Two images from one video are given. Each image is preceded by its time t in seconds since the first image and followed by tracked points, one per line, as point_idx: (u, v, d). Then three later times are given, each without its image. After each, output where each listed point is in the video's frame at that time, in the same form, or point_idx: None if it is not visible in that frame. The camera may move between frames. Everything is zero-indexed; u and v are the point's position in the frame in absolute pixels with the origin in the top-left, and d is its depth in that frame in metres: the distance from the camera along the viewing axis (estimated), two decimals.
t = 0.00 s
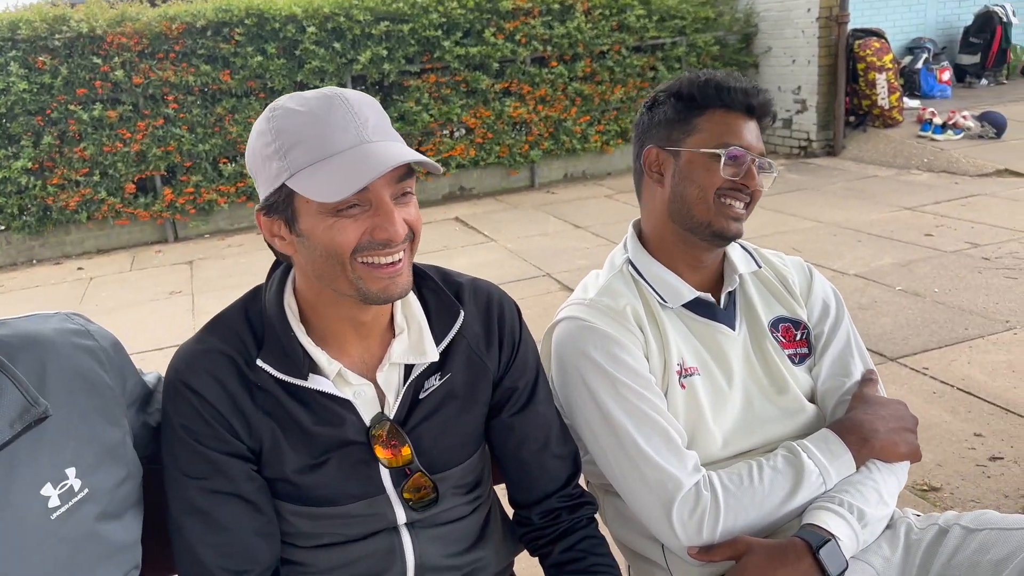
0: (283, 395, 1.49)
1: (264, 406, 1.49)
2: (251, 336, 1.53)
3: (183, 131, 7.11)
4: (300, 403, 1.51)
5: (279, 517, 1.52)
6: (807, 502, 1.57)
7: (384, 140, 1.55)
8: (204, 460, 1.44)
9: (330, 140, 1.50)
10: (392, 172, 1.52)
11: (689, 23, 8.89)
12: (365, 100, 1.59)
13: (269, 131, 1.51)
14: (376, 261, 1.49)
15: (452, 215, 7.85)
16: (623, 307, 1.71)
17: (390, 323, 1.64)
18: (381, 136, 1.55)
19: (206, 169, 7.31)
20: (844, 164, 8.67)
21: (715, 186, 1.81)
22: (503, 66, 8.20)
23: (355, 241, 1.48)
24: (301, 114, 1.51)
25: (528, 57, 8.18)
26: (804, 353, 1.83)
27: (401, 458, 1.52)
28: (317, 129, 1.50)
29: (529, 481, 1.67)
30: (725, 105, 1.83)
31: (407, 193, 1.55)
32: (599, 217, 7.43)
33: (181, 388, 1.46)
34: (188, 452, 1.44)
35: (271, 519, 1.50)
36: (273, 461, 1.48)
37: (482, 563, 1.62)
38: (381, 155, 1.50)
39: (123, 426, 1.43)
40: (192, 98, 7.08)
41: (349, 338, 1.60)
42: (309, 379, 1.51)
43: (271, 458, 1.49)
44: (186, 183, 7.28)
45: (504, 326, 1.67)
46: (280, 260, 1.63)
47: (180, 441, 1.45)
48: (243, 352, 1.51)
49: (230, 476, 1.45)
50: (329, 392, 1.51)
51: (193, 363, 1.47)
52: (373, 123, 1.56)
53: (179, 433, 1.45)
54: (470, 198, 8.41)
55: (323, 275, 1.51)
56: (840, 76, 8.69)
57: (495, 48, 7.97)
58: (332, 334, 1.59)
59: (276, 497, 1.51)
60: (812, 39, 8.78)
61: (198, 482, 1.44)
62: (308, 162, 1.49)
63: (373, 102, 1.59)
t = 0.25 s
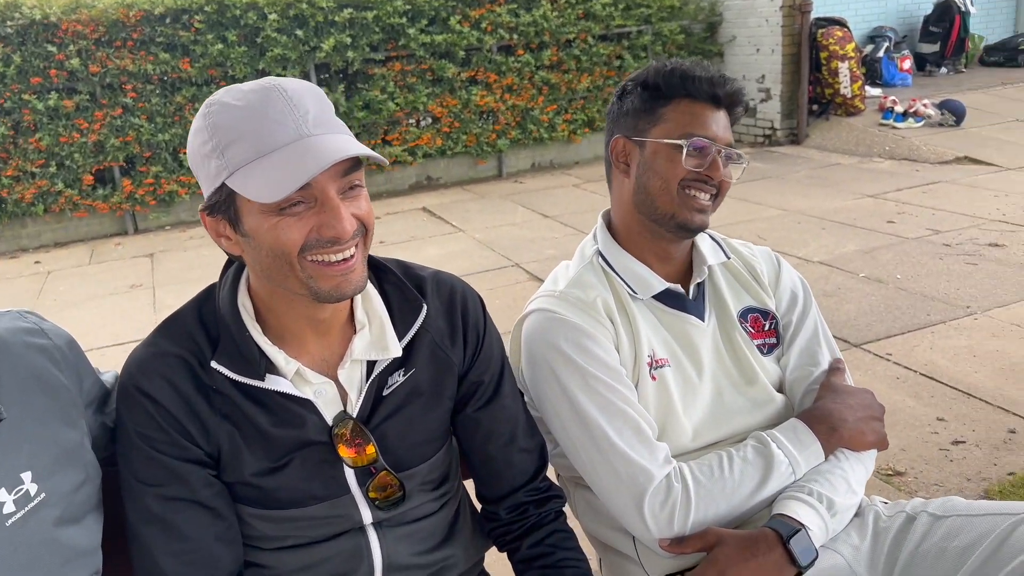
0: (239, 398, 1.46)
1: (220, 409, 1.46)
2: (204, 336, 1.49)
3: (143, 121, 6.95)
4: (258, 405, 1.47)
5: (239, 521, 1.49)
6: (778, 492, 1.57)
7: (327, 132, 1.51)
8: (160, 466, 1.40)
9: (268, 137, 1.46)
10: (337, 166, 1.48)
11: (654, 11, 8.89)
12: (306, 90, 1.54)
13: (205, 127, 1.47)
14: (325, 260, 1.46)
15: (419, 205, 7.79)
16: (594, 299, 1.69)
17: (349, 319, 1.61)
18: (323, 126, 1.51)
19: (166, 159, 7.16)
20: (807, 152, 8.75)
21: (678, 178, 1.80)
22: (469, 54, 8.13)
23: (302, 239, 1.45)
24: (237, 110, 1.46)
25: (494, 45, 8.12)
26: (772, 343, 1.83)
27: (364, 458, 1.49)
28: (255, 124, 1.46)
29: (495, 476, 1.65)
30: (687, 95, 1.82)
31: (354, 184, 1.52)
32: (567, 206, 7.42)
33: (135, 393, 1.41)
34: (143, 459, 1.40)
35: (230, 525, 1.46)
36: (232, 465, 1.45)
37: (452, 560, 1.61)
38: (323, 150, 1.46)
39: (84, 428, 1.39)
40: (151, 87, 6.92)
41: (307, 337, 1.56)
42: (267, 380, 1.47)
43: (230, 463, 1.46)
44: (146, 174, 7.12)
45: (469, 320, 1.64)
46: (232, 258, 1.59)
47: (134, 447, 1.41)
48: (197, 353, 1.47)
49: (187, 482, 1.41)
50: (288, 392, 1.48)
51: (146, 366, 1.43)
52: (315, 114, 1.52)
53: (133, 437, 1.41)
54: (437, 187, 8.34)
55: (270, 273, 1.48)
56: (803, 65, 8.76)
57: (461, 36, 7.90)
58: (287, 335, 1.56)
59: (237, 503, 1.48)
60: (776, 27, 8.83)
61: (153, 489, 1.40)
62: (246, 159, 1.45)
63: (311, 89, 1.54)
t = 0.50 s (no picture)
0: (153, 410, 1.43)
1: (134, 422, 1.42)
2: (114, 349, 1.46)
3: (48, 111, 6.64)
4: (173, 416, 1.44)
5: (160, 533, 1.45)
6: (701, 487, 1.62)
7: (223, 134, 1.47)
8: (72, 484, 1.36)
9: (160, 142, 1.42)
10: (234, 169, 1.45)
11: (576, 10, 8.98)
12: (200, 89, 1.49)
13: (96, 136, 1.43)
14: (231, 266, 1.44)
15: (342, 201, 7.68)
16: (523, 300, 1.72)
17: (268, 324, 1.59)
18: (219, 126, 1.47)
19: (75, 152, 6.86)
20: (724, 151, 8.99)
21: (599, 183, 1.84)
22: (392, 48, 8.06)
23: (204, 247, 1.42)
24: (128, 115, 1.42)
25: (417, 40, 8.06)
26: (695, 340, 1.88)
27: (289, 464, 1.48)
28: (146, 130, 1.42)
29: (424, 476, 1.66)
30: (604, 101, 1.86)
31: (255, 185, 1.49)
32: (492, 202, 7.44)
33: (40, 409, 1.37)
34: (53, 476, 1.35)
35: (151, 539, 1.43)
36: (149, 480, 1.41)
37: (382, 564, 1.60)
38: (219, 154, 1.43)
39: (0, 438, 1.35)
40: (57, 75, 6.62)
41: (222, 344, 1.54)
42: (180, 391, 1.44)
43: (146, 476, 1.42)
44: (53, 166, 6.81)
45: (393, 321, 1.64)
46: (141, 267, 1.55)
47: (42, 464, 1.36)
48: (106, 366, 1.43)
49: (101, 499, 1.37)
50: (205, 402, 1.45)
51: (52, 382, 1.38)
52: (210, 115, 1.47)
53: (40, 455, 1.36)
54: (360, 183, 8.23)
55: (173, 281, 1.45)
56: (720, 67, 8.99)
57: (384, 29, 7.82)
58: (202, 344, 1.53)
59: (155, 516, 1.44)
60: (694, 29, 9.04)
61: (65, 507, 1.36)
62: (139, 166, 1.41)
63: (203, 87, 1.50)
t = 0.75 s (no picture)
0: (64, 424, 1.38)
1: (43, 437, 1.37)
2: (19, 363, 1.40)
3: None
4: (85, 430, 1.39)
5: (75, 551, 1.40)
6: (625, 481, 1.68)
7: (125, 139, 1.42)
8: None
9: (59, 149, 1.36)
10: (139, 175, 1.41)
11: (488, 11, 9.02)
12: (97, 92, 1.43)
13: None
14: (140, 275, 1.39)
15: (251, 199, 7.49)
16: (451, 304, 1.73)
17: (184, 331, 1.55)
18: (120, 131, 1.42)
19: None
20: (633, 153, 9.20)
21: (518, 189, 1.86)
22: (301, 44, 7.91)
23: (110, 256, 1.37)
24: (20, 122, 1.35)
25: (327, 36, 7.95)
26: (618, 340, 1.94)
27: (211, 473, 1.45)
28: (41, 137, 1.36)
29: (348, 481, 1.65)
30: (520, 107, 1.89)
31: (162, 189, 1.44)
32: (406, 202, 7.40)
33: None
34: None
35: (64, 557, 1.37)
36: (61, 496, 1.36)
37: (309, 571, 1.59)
38: (121, 160, 1.38)
39: None
40: None
41: (137, 354, 1.49)
42: (91, 404, 1.40)
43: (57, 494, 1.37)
44: None
45: (315, 326, 1.63)
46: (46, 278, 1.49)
47: None
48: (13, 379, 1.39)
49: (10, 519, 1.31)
50: (118, 414, 1.41)
51: None
52: (109, 120, 1.42)
53: None
54: (269, 181, 8.04)
55: (80, 292, 1.40)
56: (628, 71, 9.20)
57: (292, 24, 7.67)
58: (115, 355, 1.48)
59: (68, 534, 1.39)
60: (603, 33, 9.22)
61: None
62: (36, 175, 1.35)
63: (101, 91, 1.44)
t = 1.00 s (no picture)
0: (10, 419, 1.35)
1: None
2: None
3: None
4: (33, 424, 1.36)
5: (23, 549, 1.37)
6: (575, 465, 1.72)
7: (78, 123, 1.39)
8: None
9: (8, 134, 1.33)
10: (91, 161, 1.38)
11: (420, 6, 8.98)
12: (47, 77, 1.40)
13: None
14: (93, 262, 1.37)
15: (177, 194, 7.31)
16: (402, 295, 1.75)
17: (134, 323, 1.52)
18: (72, 116, 1.39)
19: None
20: (565, 151, 9.31)
21: (467, 181, 1.88)
22: (228, 36, 7.75)
23: (61, 243, 1.34)
24: None
25: (255, 28, 7.79)
26: (565, 330, 1.98)
27: (164, 466, 1.43)
28: None
29: (302, 472, 1.65)
30: (466, 101, 1.91)
31: (115, 176, 1.42)
32: (340, 198, 7.33)
33: None
34: None
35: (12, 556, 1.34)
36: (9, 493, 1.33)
37: (264, 564, 1.59)
38: (72, 144, 1.35)
39: None
40: None
41: (87, 345, 1.45)
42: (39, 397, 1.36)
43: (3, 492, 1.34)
44: None
45: (267, 317, 1.62)
46: None
47: None
48: None
49: None
50: (67, 408, 1.38)
51: None
52: (61, 105, 1.39)
53: None
54: (196, 176, 7.84)
55: (29, 280, 1.36)
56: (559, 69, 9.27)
57: (219, 16, 7.51)
58: (63, 348, 1.44)
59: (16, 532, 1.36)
60: (534, 31, 9.28)
61: None
62: None
63: (52, 77, 1.41)
